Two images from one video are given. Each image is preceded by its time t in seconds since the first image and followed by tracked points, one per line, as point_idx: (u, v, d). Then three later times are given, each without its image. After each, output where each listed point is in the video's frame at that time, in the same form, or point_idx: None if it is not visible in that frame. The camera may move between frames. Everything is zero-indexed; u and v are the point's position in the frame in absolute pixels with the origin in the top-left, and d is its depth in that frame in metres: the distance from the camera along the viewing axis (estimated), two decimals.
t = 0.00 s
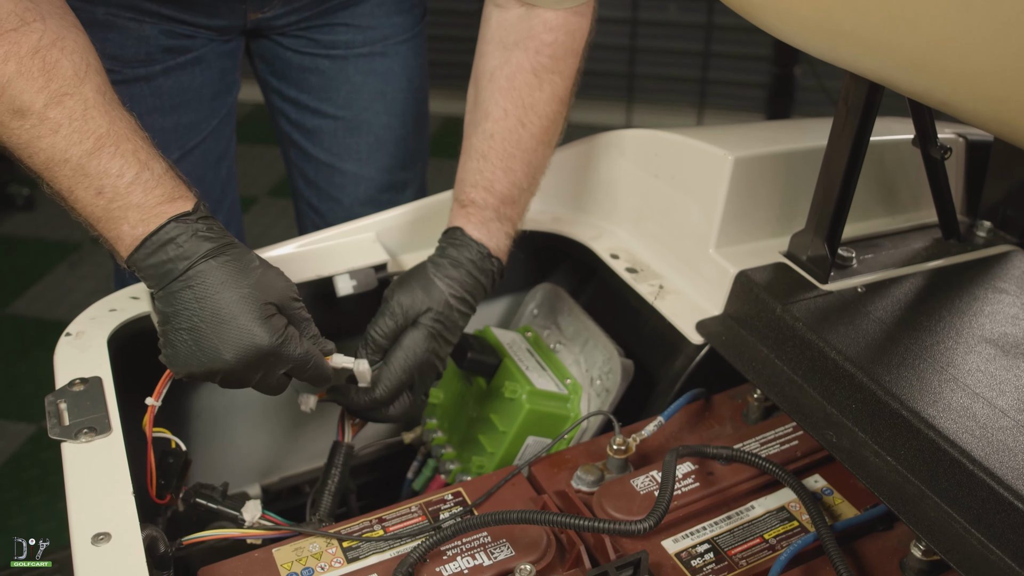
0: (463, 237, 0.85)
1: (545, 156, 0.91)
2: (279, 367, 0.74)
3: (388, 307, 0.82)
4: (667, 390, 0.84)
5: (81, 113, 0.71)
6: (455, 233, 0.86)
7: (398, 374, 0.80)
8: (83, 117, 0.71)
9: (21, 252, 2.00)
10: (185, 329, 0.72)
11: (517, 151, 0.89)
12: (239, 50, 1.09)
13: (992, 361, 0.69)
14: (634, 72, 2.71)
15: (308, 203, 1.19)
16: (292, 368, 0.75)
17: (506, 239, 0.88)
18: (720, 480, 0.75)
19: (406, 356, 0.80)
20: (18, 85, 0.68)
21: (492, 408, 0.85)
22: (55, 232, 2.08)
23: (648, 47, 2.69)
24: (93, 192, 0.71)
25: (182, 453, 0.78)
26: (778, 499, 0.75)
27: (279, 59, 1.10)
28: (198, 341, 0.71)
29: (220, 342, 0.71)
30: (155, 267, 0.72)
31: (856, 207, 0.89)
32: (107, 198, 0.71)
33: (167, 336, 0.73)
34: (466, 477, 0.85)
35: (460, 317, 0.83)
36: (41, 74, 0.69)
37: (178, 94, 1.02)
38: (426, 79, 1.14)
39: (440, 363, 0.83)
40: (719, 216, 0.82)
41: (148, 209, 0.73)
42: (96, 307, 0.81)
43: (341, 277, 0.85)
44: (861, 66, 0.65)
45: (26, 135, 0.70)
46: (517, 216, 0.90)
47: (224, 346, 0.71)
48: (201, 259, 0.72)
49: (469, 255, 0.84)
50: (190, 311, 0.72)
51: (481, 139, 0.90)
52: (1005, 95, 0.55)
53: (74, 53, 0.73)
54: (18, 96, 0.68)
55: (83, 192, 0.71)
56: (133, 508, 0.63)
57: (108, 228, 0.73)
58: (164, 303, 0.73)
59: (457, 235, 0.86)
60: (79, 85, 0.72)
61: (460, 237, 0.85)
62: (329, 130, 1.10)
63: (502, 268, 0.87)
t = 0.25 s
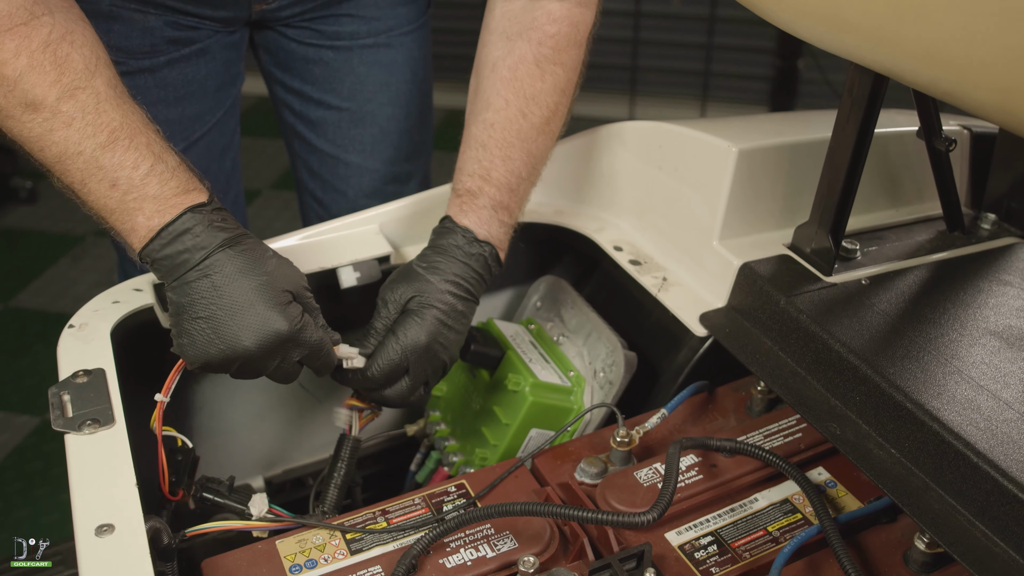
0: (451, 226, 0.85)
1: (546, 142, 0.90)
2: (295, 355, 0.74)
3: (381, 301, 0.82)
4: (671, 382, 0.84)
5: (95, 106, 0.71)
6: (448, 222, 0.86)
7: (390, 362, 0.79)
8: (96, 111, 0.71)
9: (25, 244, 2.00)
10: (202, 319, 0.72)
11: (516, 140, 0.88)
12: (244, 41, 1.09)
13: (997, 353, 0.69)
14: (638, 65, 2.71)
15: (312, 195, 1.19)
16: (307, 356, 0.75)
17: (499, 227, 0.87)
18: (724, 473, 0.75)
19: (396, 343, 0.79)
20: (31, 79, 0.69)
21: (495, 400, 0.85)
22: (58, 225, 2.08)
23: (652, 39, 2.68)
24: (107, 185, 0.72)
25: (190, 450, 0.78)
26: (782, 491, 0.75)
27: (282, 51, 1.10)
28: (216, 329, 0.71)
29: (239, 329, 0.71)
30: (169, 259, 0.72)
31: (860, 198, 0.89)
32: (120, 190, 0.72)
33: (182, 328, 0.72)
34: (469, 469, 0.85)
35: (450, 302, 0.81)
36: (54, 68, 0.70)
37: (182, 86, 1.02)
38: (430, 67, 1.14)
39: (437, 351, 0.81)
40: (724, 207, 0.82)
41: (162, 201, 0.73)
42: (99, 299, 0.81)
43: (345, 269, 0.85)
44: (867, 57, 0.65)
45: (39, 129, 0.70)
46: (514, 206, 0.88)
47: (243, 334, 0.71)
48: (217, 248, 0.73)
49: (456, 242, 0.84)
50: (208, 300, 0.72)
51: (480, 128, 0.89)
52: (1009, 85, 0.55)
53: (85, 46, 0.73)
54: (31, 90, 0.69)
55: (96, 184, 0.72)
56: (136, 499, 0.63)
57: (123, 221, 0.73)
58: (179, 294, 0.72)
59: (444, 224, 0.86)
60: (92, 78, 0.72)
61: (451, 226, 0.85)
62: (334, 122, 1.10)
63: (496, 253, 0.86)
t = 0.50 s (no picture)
0: (448, 220, 0.85)
1: (547, 138, 0.90)
2: (296, 351, 0.74)
3: (381, 296, 0.83)
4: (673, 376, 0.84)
5: (96, 100, 0.71)
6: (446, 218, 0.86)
7: (389, 355, 0.79)
8: (98, 104, 0.71)
9: (27, 238, 2.00)
10: (202, 314, 0.72)
11: (515, 134, 0.88)
12: (246, 35, 1.09)
13: (1000, 348, 0.69)
14: (639, 60, 2.71)
15: (314, 189, 1.19)
16: (308, 352, 0.75)
17: (498, 221, 0.87)
18: (725, 467, 0.75)
19: (395, 336, 0.79)
20: (32, 71, 0.68)
21: (497, 395, 0.85)
22: (60, 219, 2.08)
23: (654, 33, 2.68)
24: (107, 178, 0.71)
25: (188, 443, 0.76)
26: (783, 486, 0.75)
27: (285, 44, 1.09)
28: (216, 325, 0.71)
29: (240, 324, 0.71)
30: (169, 254, 0.72)
31: (862, 191, 0.89)
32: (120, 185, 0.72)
33: (182, 323, 0.72)
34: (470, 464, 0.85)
35: (449, 294, 0.82)
36: (56, 61, 0.70)
37: (185, 80, 1.02)
38: (433, 62, 1.14)
39: (438, 343, 0.81)
40: (726, 202, 0.82)
41: (163, 195, 0.73)
42: (100, 293, 0.81)
43: (347, 263, 0.85)
44: (870, 50, 0.65)
45: (40, 121, 0.70)
46: (514, 200, 0.88)
47: (244, 329, 0.71)
48: (217, 243, 0.73)
49: (453, 236, 0.84)
50: (208, 295, 0.72)
51: (480, 123, 0.89)
52: (1014, 78, 0.55)
53: (87, 40, 0.73)
54: (33, 82, 0.68)
55: (97, 178, 0.71)
56: (138, 493, 0.63)
57: (123, 214, 0.73)
58: (179, 290, 0.72)
59: (442, 220, 0.86)
60: (93, 72, 0.72)
61: (449, 221, 0.85)
62: (336, 116, 1.10)
63: (495, 246, 0.85)
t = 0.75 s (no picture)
0: (450, 214, 0.86)
1: (548, 130, 0.90)
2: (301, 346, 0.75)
3: (382, 290, 0.83)
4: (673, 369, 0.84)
5: (95, 95, 0.71)
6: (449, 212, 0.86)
7: (389, 348, 0.79)
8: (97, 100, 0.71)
9: (27, 232, 2.00)
10: (206, 310, 0.72)
11: (516, 127, 0.88)
12: (246, 28, 1.09)
13: (1001, 341, 0.68)
14: (639, 54, 2.71)
15: (314, 183, 1.19)
16: (311, 347, 0.76)
17: (500, 214, 0.87)
18: (725, 460, 0.75)
19: (395, 329, 0.79)
20: (32, 66, 0.68)
21: (497, 388, 0.85)
22: (59, 213, 2.08)
23: (654, 27, 2.68)
24: (108, 174, 0.71)
25: (183, 440, 0.79)
26: (783, 479, 0.75)
27: (285, 37, 1.09)
28: (222, 321, 0.72)
29: (246, 321, 0.72)
30: (170, 251, 0.72)
31: (863, 184, 0.89)
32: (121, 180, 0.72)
33: (185, 320, 0.72)
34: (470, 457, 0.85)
35: (449, 288, 0.82)
36: (55, 55, 0.69)
37: (184, 73, 1.02)
38: (433, 56, 1.14)
39: (438, 337, 0.81)
40: (727, 195, 0.82)
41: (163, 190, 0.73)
42: (100, 287, 0.81)
43: (347, 256, 0.85)
44: (870, 43, 0.65)
45: (39, 116, 0.70)
46: (516, 193, 0.88)
47: (251, 325, 0.71)
48: (220, 240, 0.73)
49: (454, 230, 0.84)
50: (212, 291, 0.72)
51: (481, 116, 0.89)
52: (1014, 71, 0.55)
53: (87, 34, 0.73)
54: (32, 77, 0.68)
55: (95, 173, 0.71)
56: (137, 486, 0.63)
57: (121, 207, 0.73)
58: (181, 286, 0.72)
59: (444, 214, 0.86)
60: (93, 67, 0.72)
61: (450, 215, 0.85)
62: (336, 110, 1.10)
63: (496, 240, 0.85)
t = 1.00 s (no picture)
0: (447, 208, 0.85)
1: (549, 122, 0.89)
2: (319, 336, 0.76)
3: (379, 283, 0.83)
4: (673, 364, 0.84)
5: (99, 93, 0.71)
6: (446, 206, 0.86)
7: (384, 340, 0.79)
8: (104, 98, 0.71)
9: (27, 228, 2.00)
10: (228, 304, 0.72)
11: (513, 120, 0.87)
12: (246, 22, 1.09)
13: (1001, 336, 0.68)
14: (640, 49, 2.71)
15: (314, 178, 1.19)
16: (330, 338, 0.76)
17: (496, 207, 0.86)
18: (726, 455, 0.75)
19: (390, 320, 0.79)
20: (35, 65, 0.68)
21: (497, 383, 0.85)
22: (59, 209, 2.08)
23: (654, 22, 2.68)
24: (119, 171, 0.71)
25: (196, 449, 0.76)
26: (783, 474, 0.75)
27: (285, 31, 1.09)
28: (244, 313, 0.72)
29: (267, 312, 0.72)
30: (186, 246, 0.72)
31: (863, 179, 0.89)
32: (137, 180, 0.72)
33: (205, 314, 0.73)
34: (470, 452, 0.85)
35: (443, 279, 0.81)
36: (59, 54, 0.69)
37: (184, 67, 1.01)
38: (433, 51, 1.14)
39: (433, 329, 0.80)
40: (727, 190, 0.81)
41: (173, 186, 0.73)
42: (99, 281, 0.81)
43: (347, 251, 0.85)
44: (871, 36, 0.65)
45: (43, 116, 0.69)
46: (513, 186, 0.87)
47: (273, 317, 0.72)
48: (235, 234, 0.73)
49: (450, 222, 0.84)
50: (233, 286, 0.72)
51: (478, 109, 0.89)
52: (1016, 64, 0.54)
53: (83, 36, 0.72)
54: (36, 76, 0.68)
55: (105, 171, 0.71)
56: (137, 480, 0.63)
57: (120, 200, 0.72)
58: (198, 281, 0.73)
59: (440, 207, 0.86)
60: (95, 65, 0.72)
61: (447, 208, 0.85)
62: (335, 105, 1.10)
63: (494, 232, 0.85)
